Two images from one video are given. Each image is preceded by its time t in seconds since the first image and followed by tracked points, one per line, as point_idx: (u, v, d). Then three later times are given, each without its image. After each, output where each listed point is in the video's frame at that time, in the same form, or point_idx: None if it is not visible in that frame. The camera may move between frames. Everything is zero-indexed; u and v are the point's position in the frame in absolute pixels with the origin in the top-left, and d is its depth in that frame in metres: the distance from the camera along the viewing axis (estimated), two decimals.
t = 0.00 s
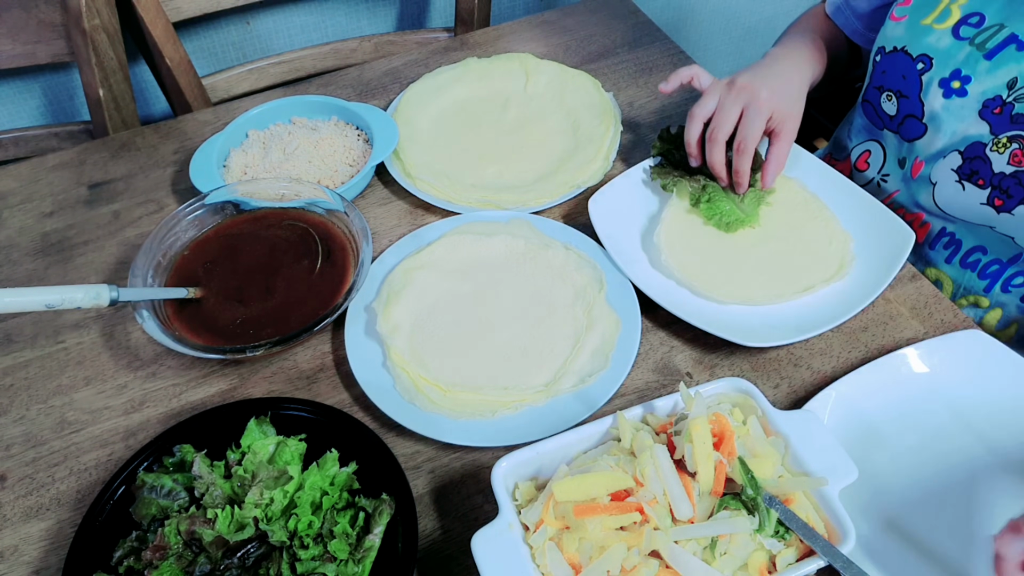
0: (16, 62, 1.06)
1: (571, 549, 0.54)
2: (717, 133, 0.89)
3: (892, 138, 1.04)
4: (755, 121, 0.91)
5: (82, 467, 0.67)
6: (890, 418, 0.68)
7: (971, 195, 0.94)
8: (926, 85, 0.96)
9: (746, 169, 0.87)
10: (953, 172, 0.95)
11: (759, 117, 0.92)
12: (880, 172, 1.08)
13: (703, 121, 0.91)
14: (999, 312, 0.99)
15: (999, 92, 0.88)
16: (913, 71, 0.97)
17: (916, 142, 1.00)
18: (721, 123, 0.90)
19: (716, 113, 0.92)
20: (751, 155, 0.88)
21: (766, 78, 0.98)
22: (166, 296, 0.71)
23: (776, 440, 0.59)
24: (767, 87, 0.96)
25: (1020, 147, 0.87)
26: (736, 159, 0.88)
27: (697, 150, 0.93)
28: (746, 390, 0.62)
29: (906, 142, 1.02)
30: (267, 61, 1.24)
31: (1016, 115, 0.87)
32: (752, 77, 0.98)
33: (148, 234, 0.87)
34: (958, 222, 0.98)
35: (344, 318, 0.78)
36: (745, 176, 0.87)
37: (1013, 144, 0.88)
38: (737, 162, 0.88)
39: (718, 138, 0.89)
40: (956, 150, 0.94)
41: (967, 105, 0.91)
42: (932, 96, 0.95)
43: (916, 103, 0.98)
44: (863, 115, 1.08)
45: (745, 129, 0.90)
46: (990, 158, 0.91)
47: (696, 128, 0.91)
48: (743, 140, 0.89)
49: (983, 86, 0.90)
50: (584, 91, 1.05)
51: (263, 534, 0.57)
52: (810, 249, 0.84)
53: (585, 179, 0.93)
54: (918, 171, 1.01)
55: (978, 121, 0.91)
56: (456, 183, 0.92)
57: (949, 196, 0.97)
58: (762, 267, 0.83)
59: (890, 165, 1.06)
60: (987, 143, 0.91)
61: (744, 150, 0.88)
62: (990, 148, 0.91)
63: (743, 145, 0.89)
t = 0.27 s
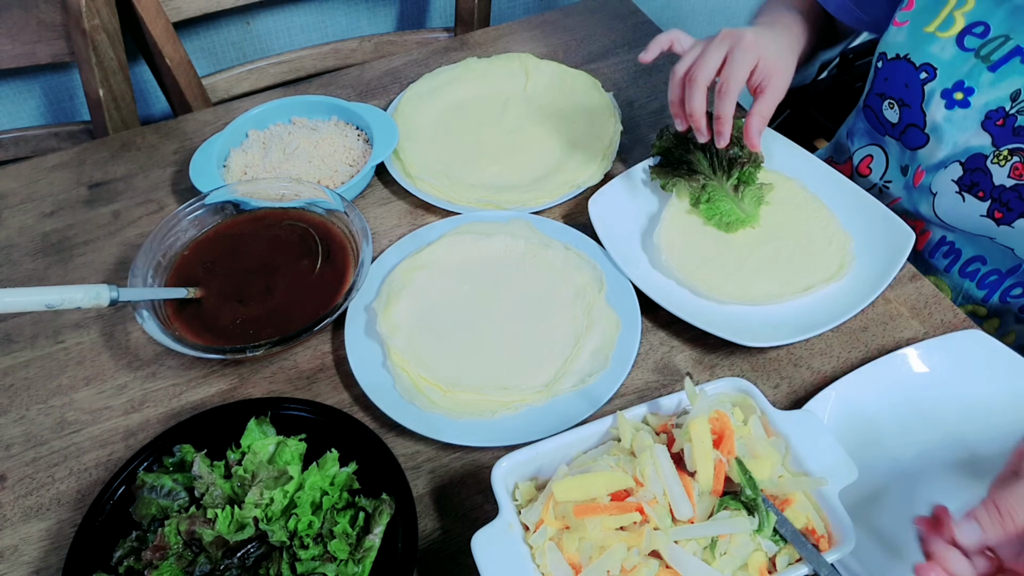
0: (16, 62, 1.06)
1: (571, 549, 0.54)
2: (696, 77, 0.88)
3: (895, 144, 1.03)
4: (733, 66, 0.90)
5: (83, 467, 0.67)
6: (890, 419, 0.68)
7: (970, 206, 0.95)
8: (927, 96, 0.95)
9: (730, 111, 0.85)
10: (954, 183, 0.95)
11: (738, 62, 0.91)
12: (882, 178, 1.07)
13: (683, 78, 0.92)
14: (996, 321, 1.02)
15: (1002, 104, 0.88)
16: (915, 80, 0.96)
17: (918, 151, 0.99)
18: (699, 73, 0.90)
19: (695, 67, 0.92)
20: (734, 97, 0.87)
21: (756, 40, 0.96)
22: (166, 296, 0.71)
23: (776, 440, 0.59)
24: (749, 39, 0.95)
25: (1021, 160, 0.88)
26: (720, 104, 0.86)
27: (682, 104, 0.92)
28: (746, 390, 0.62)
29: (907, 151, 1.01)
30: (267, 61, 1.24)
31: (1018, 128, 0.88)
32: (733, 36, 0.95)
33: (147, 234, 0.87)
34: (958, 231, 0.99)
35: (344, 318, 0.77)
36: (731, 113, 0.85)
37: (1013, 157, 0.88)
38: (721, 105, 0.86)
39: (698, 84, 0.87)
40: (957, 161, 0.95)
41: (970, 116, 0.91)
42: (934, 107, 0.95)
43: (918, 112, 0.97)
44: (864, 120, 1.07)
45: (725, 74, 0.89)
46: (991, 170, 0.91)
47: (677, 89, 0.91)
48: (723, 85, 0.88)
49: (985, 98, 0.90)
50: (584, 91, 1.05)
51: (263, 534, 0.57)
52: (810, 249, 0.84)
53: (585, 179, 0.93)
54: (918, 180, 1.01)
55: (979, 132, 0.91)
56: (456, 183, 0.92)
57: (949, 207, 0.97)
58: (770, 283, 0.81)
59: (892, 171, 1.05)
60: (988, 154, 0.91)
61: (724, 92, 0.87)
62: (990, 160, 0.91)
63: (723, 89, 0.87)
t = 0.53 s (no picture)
0: (16, 62, 1.06)
1: (571, 549, 0.54)
2: (676, 181, 0.69)
3: (894, 149, 1.02)
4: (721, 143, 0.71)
5: (82, 467, 0.67)
6: (889, 419, 0.67)
7: (972, 214, 0.93)
8: (931, 105, 0.94)
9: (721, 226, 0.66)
10: (956, 190, 0.94)
11: (726, 153, 0.71)
12: (881, 181, 1.06)
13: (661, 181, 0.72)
14: (994, 326, 1.02)
15: (1006, 112, 0.87)
16: (918, 88, 0.94)
17: (917, 159, 0.98)
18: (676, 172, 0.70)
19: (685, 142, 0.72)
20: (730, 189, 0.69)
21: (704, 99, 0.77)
22: (166, 296, 0.71)
23: (776, 441, 0.59)
24: (722, 116, 0.73)
25: None
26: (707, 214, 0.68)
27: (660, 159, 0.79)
28: (746, 390, 0.62)
29: (906, 157, 1.00)
30: (267, 61, 1.24)
31: (1022, 136, 0.86)
32: (706, 93, 0.78)
33: (147, 234, 0.87)
34: (958, 238, 0.98)
35: (344, 318, 0.77)
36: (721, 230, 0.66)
37: (1017, 165, 0.87)
38: (710, 210, 0.68)
39: (684, 164, 0.70)
40: (960, 168, 0.93)
41: (972, 126, 0.90)
42: (936, 117, 0.93)
43: (919, 121, 0.96)
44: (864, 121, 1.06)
45: (715, 172, 0.70)
46: (994, 178, 0.89)
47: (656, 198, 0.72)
48: (714, 189, 0.69)
49: (989, 108, 0.88)
50: (583, 91, 1.05)
51: (263, 534, 0.57)
52: (810, 249, 0.84)
53: (584, 179, 0.93)
54: (920, 188, 0.99)
55: (983, 140, 0.90)
56: (456, 183, 0.92)
57: (951, 215, 0.96)
58: (775, 284, 0.81)
59: (891, 176, 1.04)
60: (992, 162, 0.90)
61: (718, 196, 0.68)
62: (995, 168, 0.89)
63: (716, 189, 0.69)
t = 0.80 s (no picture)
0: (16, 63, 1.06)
1: (571, 549, 0.54)
2: (649, 353, 0.56)
3: (897, 164, 0.98)
4: (705, 311, 0.56)
5: (82, 467, 0.67)
6: (890, 420, 0.67)
7: (981, 229, 0.90)
8: (939, 124, 0.89)
9: (702, 408, 0.55)
10: (964, 206, 0.90)
11: (715, 283, 0.57)
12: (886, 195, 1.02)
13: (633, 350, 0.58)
14: (1001, 336, 0.98)
15: (1016, 128, 0.83)
16: (925, 106, 0.90)
17: (923, 176, 0.94)
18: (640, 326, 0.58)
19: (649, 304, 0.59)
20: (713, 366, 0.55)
21: (694, 166, 0.66)
22: (166, 296, 0.71)
23: (776, 440, 0.59)
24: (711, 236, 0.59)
25: None
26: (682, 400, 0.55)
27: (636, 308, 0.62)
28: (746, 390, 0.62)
29: (909, 173, 0.96)
30: (267, 61, 1.24)
31: None
32: (695, 198, 0.64)
33: (147, 234, 0.87)
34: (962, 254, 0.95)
35: (344, 318, 0.77)
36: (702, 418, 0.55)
37: None
38: (685, 392, 0.55)
39: (655, 338, 0.56)
40: (969, 183, 0.89)
41: (982, 145, 0.86)
42: (945, 136, 0.89)
43: (927, 139, 0.91)
44: (865, 133, 1.01)
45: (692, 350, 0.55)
46: (1004, 194, 0.85)
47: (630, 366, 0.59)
48: (692, 371, 0.55)
49: (1000, 126, 0.84)
50: (583, 91, 1.05)
51: (263, 534, 0.57)
52: (811, 248, 0.84)
53: (584, 178, 0.93)
54: (928, 205, 0.95)
55: (993, 155, 0.86)
56: (456, 183, 0.92)
57: (959, 231, 0.92)
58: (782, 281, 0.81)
59: (895, 191, 1.00)
60: (1002, 177, 0.86)
61: (709, 319, 0.56)
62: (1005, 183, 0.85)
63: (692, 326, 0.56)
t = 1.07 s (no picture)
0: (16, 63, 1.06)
1: (571, 549, 0.54)
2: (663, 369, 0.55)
3: (903, 171, 0.98)
4: (718, 324, 0.55)
5: (82, 467, 0.67)
6: (891, 421, 0.67)
7: (986, 239, 0.89)
8: (946, 132, 0.89)
9: (717, 422, 0.55)
10: (969, 215, 0.90)
11: (726, 295, 0.56)
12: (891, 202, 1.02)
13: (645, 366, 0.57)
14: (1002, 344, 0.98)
15: None
16: (932, 115, 0.90)
17: (928, 184, 0.94)
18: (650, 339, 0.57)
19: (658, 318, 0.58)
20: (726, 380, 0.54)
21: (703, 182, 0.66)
22: (166, 296, 0.71)
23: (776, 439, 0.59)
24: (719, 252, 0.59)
25: None
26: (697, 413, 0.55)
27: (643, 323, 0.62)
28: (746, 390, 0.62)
29: (914, 181, 0.96)
30: (267, 61, 1.24)
31: None
32: (704, 211, 0.64)
33: (147, 234, 0.87)
34: (966, 260, 0.95)
35: (344, 318, 0.77)
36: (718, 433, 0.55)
37: None
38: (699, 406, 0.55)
39: (668, 353, 0.55)
40: (974, 192, 0.89)
41: (988, 155, 0.86)
42: (952, 145, 0.89)
43: (934, 148, 0.91)
44: (872, 138, 1.01)
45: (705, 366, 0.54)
46: (1009, 205, 0.85)
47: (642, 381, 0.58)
48: (705, 384, 0.54)
49: (1007, 136, 0.84)
50: (583, 91, 1.05)
51: (263, 534, 0.57)
52: (811, 248, 0.84)
53: (584, 178, 0.93)
54: (933, 213, 0.94)
55: (999, 165, 0.85)
56: (456, 183, 0.92)
57: (963, 240, 0.92)
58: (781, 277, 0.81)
59: (901, 197, 1.00)
60: (1008, 187, 0.85)
61: (721, 332, 0.55)
62: (1010, 193, 0.85)
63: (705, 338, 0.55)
